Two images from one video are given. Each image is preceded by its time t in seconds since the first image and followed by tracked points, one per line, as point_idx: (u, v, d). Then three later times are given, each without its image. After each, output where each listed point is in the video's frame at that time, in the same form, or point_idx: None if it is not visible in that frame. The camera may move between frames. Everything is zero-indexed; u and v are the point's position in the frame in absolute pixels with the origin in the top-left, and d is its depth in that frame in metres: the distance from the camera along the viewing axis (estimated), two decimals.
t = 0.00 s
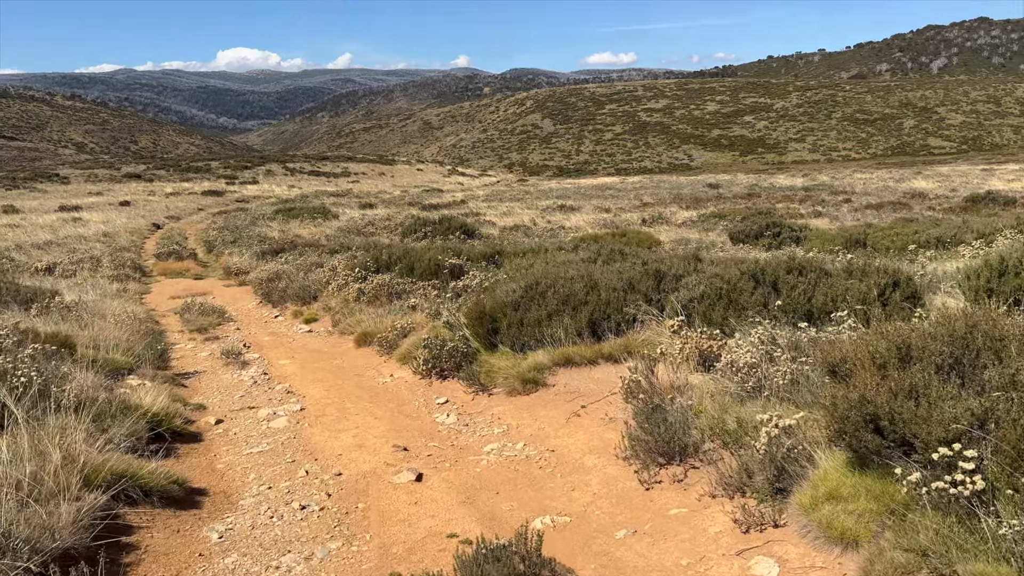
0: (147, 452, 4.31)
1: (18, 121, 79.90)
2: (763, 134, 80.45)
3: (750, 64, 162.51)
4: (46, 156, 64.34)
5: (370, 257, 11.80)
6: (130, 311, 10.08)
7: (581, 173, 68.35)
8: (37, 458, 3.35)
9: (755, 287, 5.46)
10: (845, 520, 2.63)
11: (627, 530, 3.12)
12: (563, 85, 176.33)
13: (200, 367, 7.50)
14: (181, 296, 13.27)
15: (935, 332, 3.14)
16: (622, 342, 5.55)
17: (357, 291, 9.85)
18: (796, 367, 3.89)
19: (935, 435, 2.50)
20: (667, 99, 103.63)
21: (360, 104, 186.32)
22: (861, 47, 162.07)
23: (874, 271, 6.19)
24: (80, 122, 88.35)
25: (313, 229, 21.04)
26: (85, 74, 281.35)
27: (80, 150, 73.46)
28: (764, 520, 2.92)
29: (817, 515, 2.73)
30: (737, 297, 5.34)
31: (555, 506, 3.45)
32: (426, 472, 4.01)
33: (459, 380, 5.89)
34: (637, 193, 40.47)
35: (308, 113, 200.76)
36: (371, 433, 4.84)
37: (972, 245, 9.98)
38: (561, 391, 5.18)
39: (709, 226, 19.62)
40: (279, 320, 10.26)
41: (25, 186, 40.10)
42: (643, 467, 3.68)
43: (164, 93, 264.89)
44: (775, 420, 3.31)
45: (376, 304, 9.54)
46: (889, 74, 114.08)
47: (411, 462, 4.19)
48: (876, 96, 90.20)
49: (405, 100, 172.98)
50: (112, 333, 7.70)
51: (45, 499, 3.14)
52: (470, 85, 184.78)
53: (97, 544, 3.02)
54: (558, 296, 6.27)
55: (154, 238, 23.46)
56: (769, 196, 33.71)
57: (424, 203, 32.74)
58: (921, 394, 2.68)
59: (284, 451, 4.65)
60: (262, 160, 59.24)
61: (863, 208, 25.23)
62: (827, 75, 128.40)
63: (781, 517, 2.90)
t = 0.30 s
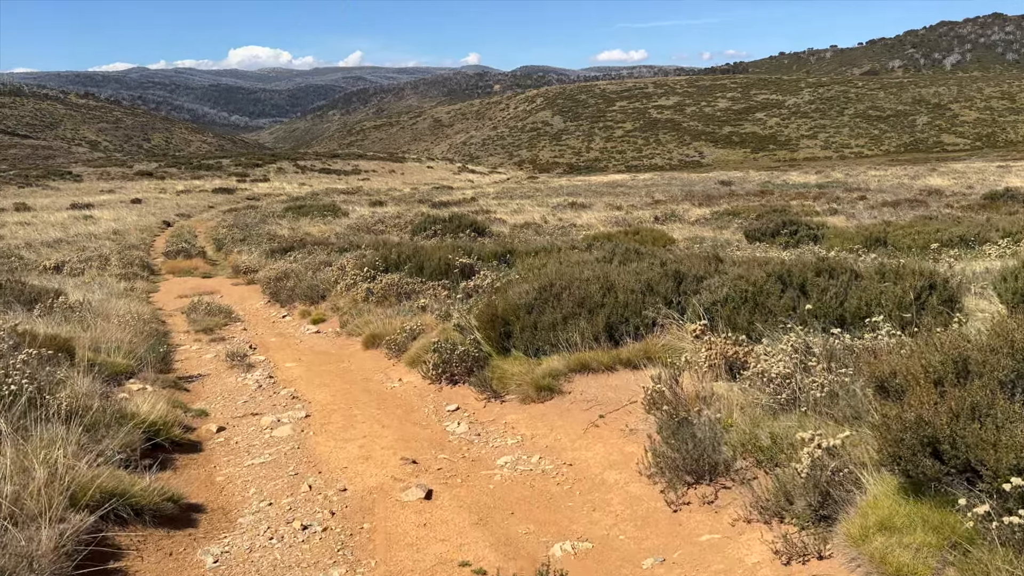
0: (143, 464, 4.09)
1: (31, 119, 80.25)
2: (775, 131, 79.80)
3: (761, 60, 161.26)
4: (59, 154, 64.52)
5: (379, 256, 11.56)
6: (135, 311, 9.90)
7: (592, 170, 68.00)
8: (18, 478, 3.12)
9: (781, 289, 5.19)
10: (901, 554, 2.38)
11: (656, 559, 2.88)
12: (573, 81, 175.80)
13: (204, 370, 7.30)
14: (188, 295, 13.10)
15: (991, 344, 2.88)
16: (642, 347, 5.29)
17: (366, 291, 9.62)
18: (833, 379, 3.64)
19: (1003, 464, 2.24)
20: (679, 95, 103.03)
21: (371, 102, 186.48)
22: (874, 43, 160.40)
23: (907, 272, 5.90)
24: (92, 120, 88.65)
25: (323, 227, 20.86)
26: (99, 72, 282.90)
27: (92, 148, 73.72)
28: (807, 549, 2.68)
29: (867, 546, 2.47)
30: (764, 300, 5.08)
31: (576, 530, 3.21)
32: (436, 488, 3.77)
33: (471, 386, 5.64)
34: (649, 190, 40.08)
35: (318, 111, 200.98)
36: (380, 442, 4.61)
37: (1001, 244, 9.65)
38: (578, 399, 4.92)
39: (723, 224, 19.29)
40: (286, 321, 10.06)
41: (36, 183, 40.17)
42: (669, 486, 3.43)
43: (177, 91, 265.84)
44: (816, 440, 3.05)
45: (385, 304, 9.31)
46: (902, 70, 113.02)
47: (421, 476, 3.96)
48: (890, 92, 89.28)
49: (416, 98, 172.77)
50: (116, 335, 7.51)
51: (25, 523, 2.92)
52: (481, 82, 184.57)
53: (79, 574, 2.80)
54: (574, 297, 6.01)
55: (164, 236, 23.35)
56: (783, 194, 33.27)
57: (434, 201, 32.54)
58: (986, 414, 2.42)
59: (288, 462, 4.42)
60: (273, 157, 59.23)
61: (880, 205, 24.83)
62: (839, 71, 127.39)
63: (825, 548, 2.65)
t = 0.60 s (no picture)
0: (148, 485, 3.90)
1: (48, 119, 80.75)
2: (790, 124, 79.01)
3: (775, 53, 159.76)
4: (75, 153, 64.83)
5: (393, 257, 11.34)
6: (147, 314, 9.74)
7: (605, 165, 67.57)
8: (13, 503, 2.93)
9: (818, 294, 4.93)
10: None
11: None
12: (585, 77, 174.98)
13: (215, 376, 7.11)
14: (201, 296, 12.96)
15: None
16: (670, 355, 5.04)
17: (380, 293, 9.41)
18: (882, 394, 3.38)
19: None
20: (692, 89, 102.29)
21: (384, 99, 186.63)
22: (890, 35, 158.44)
23: (947, 273, 5.62)
24: (107, 119, 89.09)
25: (336, 226, 20.69)
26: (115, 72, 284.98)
27: (108, 147, 74.09)
28: None
29: None
30: (799, 305, 4.83)
31: (610, 560, 2.97)
32: (456, 511, 3.55)
33: (491, 395, 5.42)
34: (664, 186, 39.66)
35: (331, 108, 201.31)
36: (395, 456, 4.40)
37: None
38: (603, 410, 4.67)
39: (742, 220, 18.94)
40: (299, 323, 9.87)
41: (52, 183, 40.30)
42: (708, 511, 3.19)
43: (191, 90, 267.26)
44: (870, 463, 2.80)
45: (400, 306, 9.12)
46: (918, 63, 111.63)
47: (440, 496, 3.75)
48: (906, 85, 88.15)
49: (428, 95, 172.66)
50: (126, 340, 7.34)
51: (18, 554, 2.72)
52: (493, 78, 184.04)
53: None
54: (597, 301, 5.76)
55: (178, 235, 23.27)
56: (801, 188, 32.79)
57: (448, 198, 32.34)
58: None
59: (301, 477, 4.23)
60: (287, 155, 59.26)
61: (901, 200, 24.35)
62: (855, 64, 126.01)
63: None
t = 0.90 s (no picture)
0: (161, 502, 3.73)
1: (67, 119, 81.40)
2: (808, 117, 78.09)
3: (791, 45, 157.97)
4: (94, 152, 65.29)
5: (411, 256, 11.14)
6: (163, 315, 9.62)
7: (621, 159, 67.08)
8: (13, 529, 2.77)
9: (862, 295, 4.67)
10: None
11: None
12: (600, 71, 174.08)
13: (232, 380, 6.95)
14: (219, 296, 12.85)
15: None
16: (707, 360, 4.80)
17: (399, 293, 9.24)
18: (945, 408, 3.15)
19: None
20: (709, 82, 101.43)
21: (399, 95, 186.73)
22: (909, 24, 156.16)
23: (994, 271, 5.33)
24: (126, 118, 89.68)
25: (353, 224, 20.57)
26: (133, 73, 287.23)
27: (126, 146, 74.51)
28: None
29: None
30: (842, 309, 4.59)
31: None
32: (485, 531, 3.34)
33: (516, 400, 5.21)
34: (682, 179, 39.23)
35: (346, 105, 201.69)
36: (419, 469, 4.20)
37: None
38: (635, 418, 4.44)
39: (764, 215, 18.59)
40: (317, 324, 9.71)
41: (71, 183, 40.52)
42: (757, 534, 2.97)
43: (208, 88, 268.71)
44: (944, 487, 2.55)
45: (419, 307, 8.93)
46: (938, 53, 109.98)
47: (468, 514, 3.55)
48: (927, 75, 86.83)
49: (443, 91, 172.50)
50: (142, 343, 7.21)
51: None
52: (507, 74, 183.38)
53: None
54: (627, 302, 5.53)
55: (196, 234, 23.26)
56: (821, 181, 32.28)
57: (464, 195, 32.15)
58: None
59: (321, 491, 4.04)
60: (303, 153, 59.39)
61: (925, 192, 23.83)
62: (873, 55, 124.40)
63: None
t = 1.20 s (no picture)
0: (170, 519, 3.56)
1: (88, 125, 82.14)
2: (826, 114, 77.22)
3: (809, 43, 156.52)
4: (114, 157, 65.78)
5: (429, 259, 10.97)
6: (179, 320, 9.51)
7: (638, 159, 66.64)
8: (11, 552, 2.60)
9: (903, 298, 4.45)
10: None
11: None
12: (615, 71, 173.33)
13: (247, 387, 6.79)
14: (236, 300, 12.74)
15: None
16: (740, 365, 4.58)
17: (416, 296, 9.07)
18: (1007, 421, 2.92)
19: None
20: (725, 81, 100.65)
21: (415, 98, 187.07)
22: (928, 20, 154.17)
23: None
24: (146, 123, 90.33)
25: (370, 226, 20.46)
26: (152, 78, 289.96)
27: (146, 151, 75.05)
28: None
29: None
30: (883, 313, 4.35)
31: None
32: (511, 551, 3.14)
33: (540, 408, 5.01)
34: (700, 179, 38.81)
35: (362, 108, 202.39)
36: (439, 482, 4.02)
37: None
38: (665, 427, 4.23)
39: (785, 214, 18.25)
40: (333, 328, 9.57)
41: (91, 188, 40.77)
42: (805, 557, 2.76)
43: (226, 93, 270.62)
44: (1017, 512, 2.32)
45: (436, 310, 8.76)
46: (958, 49, 108.50)
47: (494, 532, 3.35)
48: (948, 70, 85.61)
49: (459, 92, 172.53)
50: (156, 350, 7.08)
51: None
52: (523, 74, 183.05)
53: None
54: (654, 305, 5.32)
55: (214, 237, 23.26)
56: (842, 179, 31.79)
57: (482, 196, 31.96)
58: None
59: (338, 506, 3.86)
60: (320, 156, 59.54)
61: (949, 189, 23.37)
62: (892, 52, 122.98)
63: None
